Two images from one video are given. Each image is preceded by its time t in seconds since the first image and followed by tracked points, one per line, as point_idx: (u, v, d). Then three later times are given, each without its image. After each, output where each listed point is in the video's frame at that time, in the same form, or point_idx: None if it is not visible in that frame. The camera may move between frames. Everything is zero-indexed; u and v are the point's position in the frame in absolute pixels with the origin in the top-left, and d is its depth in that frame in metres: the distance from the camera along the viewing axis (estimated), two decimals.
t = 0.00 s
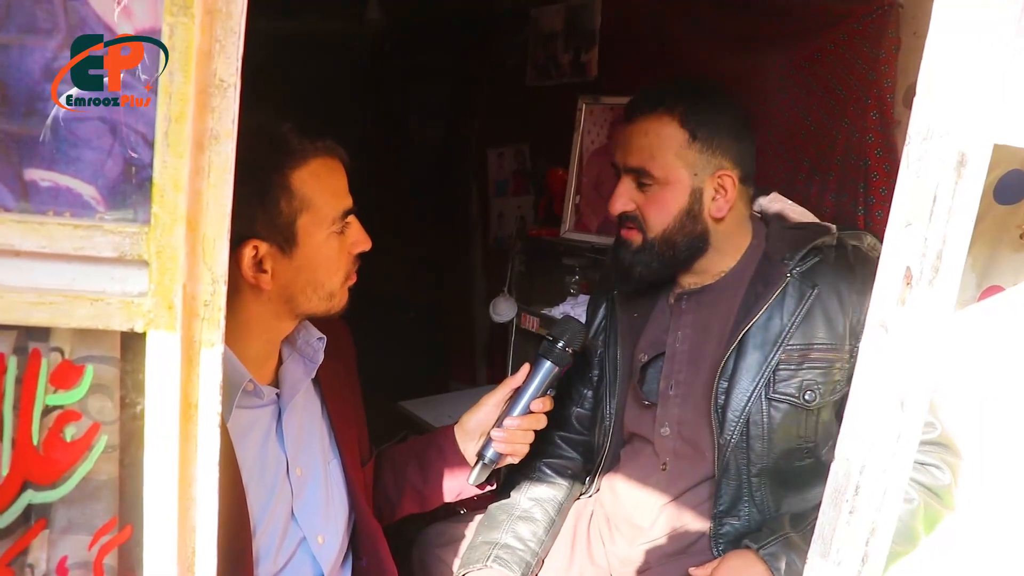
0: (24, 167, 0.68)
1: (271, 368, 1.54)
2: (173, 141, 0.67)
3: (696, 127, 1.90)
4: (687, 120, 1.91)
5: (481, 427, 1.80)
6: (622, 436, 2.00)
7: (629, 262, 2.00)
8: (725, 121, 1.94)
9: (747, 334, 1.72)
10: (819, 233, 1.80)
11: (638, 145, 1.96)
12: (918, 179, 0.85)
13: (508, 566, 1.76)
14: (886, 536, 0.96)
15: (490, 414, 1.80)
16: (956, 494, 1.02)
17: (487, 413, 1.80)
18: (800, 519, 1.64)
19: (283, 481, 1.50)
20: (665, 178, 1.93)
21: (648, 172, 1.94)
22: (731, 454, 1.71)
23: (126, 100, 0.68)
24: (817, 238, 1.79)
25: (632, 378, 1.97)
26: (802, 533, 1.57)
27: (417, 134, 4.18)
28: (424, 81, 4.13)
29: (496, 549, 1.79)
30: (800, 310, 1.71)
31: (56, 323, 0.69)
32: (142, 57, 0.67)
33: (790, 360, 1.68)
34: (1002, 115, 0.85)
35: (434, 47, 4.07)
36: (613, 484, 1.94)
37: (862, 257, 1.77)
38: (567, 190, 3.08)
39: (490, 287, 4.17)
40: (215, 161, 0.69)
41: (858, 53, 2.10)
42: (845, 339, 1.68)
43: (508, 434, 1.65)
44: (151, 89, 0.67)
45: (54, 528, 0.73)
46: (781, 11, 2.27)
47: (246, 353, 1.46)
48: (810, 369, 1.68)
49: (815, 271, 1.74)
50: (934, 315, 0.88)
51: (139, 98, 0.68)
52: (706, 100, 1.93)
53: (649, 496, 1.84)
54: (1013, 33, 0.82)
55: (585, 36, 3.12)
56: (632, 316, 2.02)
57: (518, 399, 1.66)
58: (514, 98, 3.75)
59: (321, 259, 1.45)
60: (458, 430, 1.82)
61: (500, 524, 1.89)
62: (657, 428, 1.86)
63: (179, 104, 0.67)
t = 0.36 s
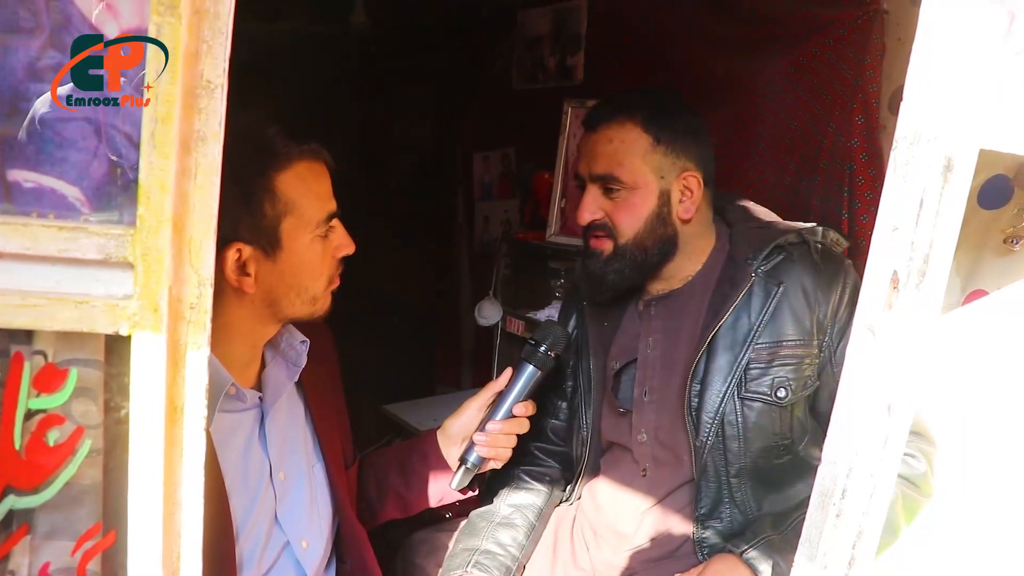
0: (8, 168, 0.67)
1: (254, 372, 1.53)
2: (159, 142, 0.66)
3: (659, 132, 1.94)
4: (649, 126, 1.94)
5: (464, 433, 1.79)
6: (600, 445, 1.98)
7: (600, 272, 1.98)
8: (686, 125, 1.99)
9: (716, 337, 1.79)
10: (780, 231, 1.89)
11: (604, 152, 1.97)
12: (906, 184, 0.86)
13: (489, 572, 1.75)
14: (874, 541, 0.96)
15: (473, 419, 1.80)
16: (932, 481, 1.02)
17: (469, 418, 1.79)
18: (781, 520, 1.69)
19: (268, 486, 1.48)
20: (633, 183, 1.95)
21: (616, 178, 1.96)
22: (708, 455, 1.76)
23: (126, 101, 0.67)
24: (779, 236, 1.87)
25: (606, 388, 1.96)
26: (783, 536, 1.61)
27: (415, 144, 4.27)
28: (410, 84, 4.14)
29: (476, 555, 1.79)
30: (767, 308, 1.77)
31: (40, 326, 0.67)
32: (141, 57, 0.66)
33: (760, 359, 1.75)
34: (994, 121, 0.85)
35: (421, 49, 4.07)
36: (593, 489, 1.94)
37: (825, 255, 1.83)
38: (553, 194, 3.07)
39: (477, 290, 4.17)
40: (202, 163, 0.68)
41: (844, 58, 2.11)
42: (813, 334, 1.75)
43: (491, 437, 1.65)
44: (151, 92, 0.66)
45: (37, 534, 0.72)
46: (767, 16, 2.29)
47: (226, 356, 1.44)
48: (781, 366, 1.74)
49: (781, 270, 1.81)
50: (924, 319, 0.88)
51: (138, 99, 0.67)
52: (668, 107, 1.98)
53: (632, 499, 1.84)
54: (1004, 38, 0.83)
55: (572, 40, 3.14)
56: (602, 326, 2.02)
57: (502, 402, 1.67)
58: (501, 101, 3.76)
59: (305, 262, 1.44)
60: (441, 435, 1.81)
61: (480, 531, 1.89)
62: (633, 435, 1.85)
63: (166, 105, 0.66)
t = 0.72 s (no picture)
0: (16, 169, 0.67)
1: (258, 374, 1.53)
2: (166, 143, 0.67)
3: (650, 134, 1.95)
4: (641, 128, 1.95)
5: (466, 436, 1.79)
6: (598, 449, 1.98)
7: (592, 273, 1.99)
8: (677, 127, 2.00)
9: (706, 335, 1.80)
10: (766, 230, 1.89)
11: (596, 155, 1.98)
12: (910, 185, 0.86)
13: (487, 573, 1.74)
14: (879, 538, 0.96)
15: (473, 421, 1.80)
16: (927, 471, 1.00)
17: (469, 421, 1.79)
18: (778, 518, 1.69)
19: (271, 487, 1.48)
20: (626, 185, 1.95)
21: (608, 180, 1.97)
22: (703, 452, 1.77)
23: (125, 101, 0.67)
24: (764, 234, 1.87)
25: (601, 391, 1.96)
26: (782, 534, 1.62)
27: (414, 145, 4.27)
28: (412, 86, 4.15)
29: (474, 556, 1.78)
30: (756, 305, 1.78)
31: (48, 327, 0.67)
32: (142, 57, 0.66)
33: (750, 355, 1.76)
34: (996, 120, 0.86)
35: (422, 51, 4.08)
36: (593, 491, 1.93)
37: (810, 248, 1.83)
38: (554, 195, 3.08)
39: (477, 291, 4.17)
40: (208, 165, 0.68)
41: (845, 59, 2.11)
42: (803, 328, 1.75)
43: (493, 438, 1.66)
44: (151, 90, 0.66)
45: (44, 535, 0.72)
46: (768, 18, 2.29)
47: (231, 358, 1.44)
48: (771, 361, 1.75)
49: (769, 266, 1.81)
50: (928, 319, 0.88)
51: (138, 99, 0.67)
52: (660, 110, 1.99)
53: (632, 499, 1.84)
54: (1007, 39, 0.83)
55: (573, 42, 3.15)
56: (595, 329, 2.02)
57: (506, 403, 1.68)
58: (501, 103, 3.76)
59: (309, 265, 1.44)
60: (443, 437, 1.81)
61: (477, 533, 1.88)
62: (630, 437, 1.85)
63: (173, 107, 0.66)
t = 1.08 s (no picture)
0: (21, 170, 0.67)
1: (260, 375, 1.53)
2: (173, 145, 0.67)
3: (662, 136, 1.97)
4: (653, 129, 1.96)
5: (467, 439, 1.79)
6: (600, 449, 1.98)
7: (600, 272, 1.96)
8: (686, 130, 2.02)
9: (707, 333, 1.81)
10: (763, 232, 1.90)
11: (607, 155, 1.98)
12: (911, 189, 0.86)
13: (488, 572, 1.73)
14: (880, 541, 0.97)
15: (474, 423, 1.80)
16: (925, 470, 0.99)
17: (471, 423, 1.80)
18: (779, 520, 1.69)
19: (273, 489, 1.48)
20: (637, 186, 1.96)
21: (619, 180, 1.97)
22: (703, 449, 1.77)
23: (126, 100, 0.67)
24: (764, 235, 1.88)
25: (603, 390, 1.96)
26: (783, 535, 1.62)
27: (411, 147, 4.27)
28: (410, 88, 4.16)
29: (474, 555, 1.76)
30: (756, 303, 1.79)
31: (53, 328, 0.67)
32: (143, 56, 0.67)
33: (750, 353, 1.77)
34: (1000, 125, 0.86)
35: (421, 55, 4.10)
36: (593, 493, 1.93)
37: (811, 251, 1.84)
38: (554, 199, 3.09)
39: (476, 294, 4.18)
40: (215, 166, 0.69)
41: (845, 64, 2.12)
42: (802, 327, 1.76)
43: (494, 440, 1.65)
44: (151, 88, 0.67)
45: (47, 536, 0.72)
46: (768, 23, 2.30)
47: (234, 360, 1.44)
48: (771, 359, 1.75)
49: (768, 266, 1.83)
50: (927, 323, 0.89)
51: (139, 98, 0.67)
52: (671, 112, 2.01)
53: (631, 499, 1.85)
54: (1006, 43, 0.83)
55: (573, 46, 3.16)
56: (598, 330, 2.02)
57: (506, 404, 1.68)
58: (500, 106, 3.77)
59: (311, 266, 1.44)
60: (444, 440, 1.81)
61: (478, 533, 1.86)
62: (631, 435, 1.86)
63: (180, 109, 0.66)
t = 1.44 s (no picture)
0: (30, 172, 0.67)
1: (265, 378, 1.53)
2: (182, 147, 0.67)
3: (681, 138, 1.98)
4: (672, 133, 1.97)
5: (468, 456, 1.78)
6: (605, 449, 1.98)
7: (613, 269, 1.99)
8: (703, 133, 2.03)
9: (713, 333, 1.81)
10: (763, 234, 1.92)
11: (626, 155, 1.99)
12: (916, 193, 0.86)
13: (492, 569, 1.71)
14: (884, 545, 0.96)
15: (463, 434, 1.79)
16: (928, 473, 0.98)
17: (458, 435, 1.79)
18: (783, 521, 1.69)
19: (277, 491, 1.48)
20: (654, 186, 1.97)
21: (637, 180, 1.98)
22: (708, 448, 1.77)
23: (126, 100, 0.68)
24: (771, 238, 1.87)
25: (611, 391, 1.98)
26: (787, 535, 1.62)
27: (410, 149, 4.27)
28: (410, 91, 4.17)
29: (479, 554, 1.75)
30: (762, 305, 1.79)
31: (61, 331, 0.67)
32: (143, 56, 0.67)
33: (755, 353, 1.77)
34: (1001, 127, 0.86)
35: (421, 58, 4.12)
36: (599, 495, 1.92)
37: (818, 257, 1.83)
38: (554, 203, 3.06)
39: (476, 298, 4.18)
40: (224, 169, 0.68)
41: (847, 67, 2.13)
42: (808, 328, 1.76)
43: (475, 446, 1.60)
44: (152, 88, 0.67)
45: (54, 539, 0.72)
46: (769, 27, 2.31)
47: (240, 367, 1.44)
48: (777, 360, 1.76)
49: (775, 268, 1.83)
50: (930, 329, 0.88)
51: (139, 98, 0.68)
52: (685, 114, 2.02)
53: (633, 502, 1.85)
54: (1005, 48, 0.82)
55: (573, 50, 3.18)
56: (605, 330, 2.02)
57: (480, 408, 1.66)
58: (501, 109, 3.77)
59: (318, 272, 1.45)
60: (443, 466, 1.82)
61: (483, 533, 1.85)
62: (637, 435, 1.86)
63: (190, 111, 0.67)
